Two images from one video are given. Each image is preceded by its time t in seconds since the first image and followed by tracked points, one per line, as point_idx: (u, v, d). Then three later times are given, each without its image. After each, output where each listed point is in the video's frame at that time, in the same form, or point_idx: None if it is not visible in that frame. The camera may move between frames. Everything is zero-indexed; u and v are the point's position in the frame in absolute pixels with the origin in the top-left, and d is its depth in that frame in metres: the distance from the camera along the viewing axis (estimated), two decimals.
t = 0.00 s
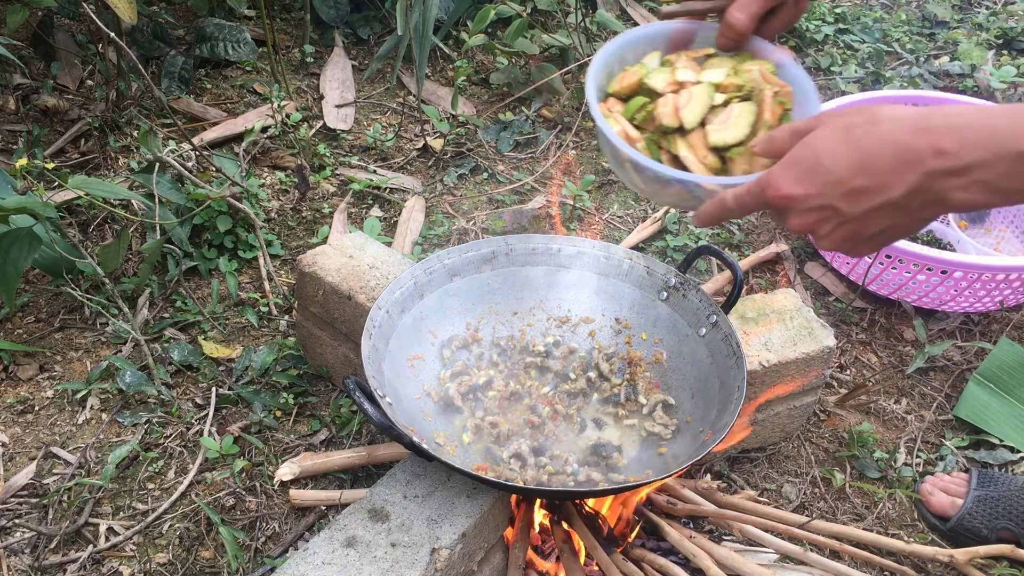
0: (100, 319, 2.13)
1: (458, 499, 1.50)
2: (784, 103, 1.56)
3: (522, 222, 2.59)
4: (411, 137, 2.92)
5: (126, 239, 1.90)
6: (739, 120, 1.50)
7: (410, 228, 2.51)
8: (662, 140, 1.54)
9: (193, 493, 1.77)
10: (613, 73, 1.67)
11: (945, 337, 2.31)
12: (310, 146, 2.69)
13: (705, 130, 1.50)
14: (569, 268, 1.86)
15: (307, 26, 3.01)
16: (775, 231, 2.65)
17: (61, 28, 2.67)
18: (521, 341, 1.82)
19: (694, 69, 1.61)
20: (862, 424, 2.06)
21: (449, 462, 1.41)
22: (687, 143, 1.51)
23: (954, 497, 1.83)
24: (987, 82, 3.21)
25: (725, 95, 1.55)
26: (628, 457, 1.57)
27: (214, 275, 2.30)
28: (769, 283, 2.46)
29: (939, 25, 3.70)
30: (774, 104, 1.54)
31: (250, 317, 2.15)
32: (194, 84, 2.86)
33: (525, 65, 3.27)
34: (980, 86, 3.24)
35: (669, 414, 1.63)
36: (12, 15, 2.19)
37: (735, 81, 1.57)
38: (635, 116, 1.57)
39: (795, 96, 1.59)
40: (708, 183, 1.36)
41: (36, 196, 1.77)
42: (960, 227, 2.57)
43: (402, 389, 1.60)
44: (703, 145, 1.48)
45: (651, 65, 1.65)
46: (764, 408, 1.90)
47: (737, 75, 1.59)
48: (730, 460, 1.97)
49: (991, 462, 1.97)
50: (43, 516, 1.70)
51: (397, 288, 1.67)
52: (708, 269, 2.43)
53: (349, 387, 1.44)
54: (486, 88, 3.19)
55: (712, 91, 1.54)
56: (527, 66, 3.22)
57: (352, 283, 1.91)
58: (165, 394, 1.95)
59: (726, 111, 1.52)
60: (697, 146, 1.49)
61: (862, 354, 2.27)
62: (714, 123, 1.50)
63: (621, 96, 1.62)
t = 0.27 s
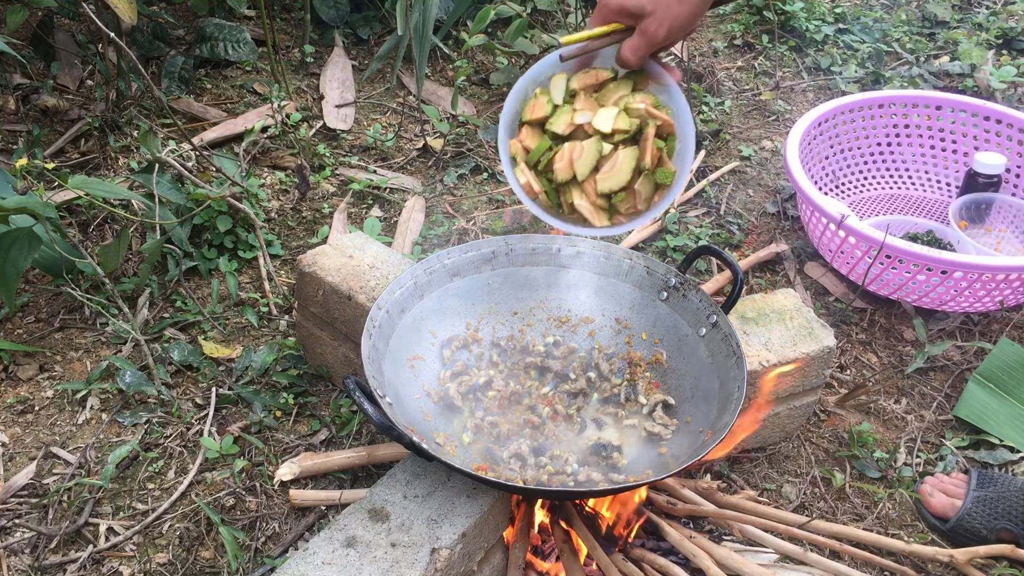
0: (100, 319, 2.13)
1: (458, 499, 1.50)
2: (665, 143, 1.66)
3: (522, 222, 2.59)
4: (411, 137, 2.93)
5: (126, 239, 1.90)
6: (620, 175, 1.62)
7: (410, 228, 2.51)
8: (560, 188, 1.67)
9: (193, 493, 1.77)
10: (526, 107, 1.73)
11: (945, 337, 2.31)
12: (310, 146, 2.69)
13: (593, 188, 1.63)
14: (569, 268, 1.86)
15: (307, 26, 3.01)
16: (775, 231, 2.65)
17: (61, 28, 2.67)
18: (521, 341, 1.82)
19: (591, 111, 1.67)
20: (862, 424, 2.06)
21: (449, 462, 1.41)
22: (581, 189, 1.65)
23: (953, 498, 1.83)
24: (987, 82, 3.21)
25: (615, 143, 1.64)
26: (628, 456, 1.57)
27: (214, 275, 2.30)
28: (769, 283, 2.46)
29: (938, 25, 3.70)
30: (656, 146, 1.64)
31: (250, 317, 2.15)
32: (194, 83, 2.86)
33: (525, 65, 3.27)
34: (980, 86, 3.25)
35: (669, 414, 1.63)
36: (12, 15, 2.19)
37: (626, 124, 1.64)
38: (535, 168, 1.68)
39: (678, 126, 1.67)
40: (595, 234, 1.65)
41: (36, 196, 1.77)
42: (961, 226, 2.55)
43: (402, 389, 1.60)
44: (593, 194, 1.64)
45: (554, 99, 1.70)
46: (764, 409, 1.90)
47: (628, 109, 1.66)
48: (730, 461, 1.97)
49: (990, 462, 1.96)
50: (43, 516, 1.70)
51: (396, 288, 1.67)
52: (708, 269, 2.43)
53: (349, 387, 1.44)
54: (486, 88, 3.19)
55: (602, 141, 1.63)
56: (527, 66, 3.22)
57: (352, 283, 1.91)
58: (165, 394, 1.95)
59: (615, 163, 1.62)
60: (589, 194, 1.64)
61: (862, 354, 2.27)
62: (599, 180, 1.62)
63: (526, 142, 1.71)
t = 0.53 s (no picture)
0: (100, 318, 2.13)
1: (458, 499, 1.50)
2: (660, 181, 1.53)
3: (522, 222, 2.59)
4: (411, 137, 2.92)
5: (126, 239, 1.90)
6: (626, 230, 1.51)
7: (410, 228, 2.51)
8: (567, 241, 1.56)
9: (193, 493, 1.77)
10: (517, 159, 1.59)
11: (945, 337, 2.31)
12: (310, 146, 2.69)
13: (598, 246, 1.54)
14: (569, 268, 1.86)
15: (307, 26, 3.01)
16: (775, 231, 2.65)
17: (61, 28, 2.67)
18: (521, 341, 1.82)
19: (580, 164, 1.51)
20: (862, 424, 2.06)
21: (449, 462, 1.40)
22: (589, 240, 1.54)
23: (954, 498, 1.82)
24: (987, 81, 3.21)
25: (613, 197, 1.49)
26: (628, 456, 1.57)
27: (214, 275, 2.30)
28: (769, 283, 2.46)
29: (938, 25, 3.70)
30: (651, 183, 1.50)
31: (250, 317, 2.15)
32: (194, 83, 2.86)
33: (525, 65, 3.27)
34: (980, 86, 3.24)
35: (669, 414, 1.63)
36: (12, 15, 2.19)
37: (620, 176, 1.47)
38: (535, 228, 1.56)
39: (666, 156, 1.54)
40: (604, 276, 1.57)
41: (36, 195, 1.77)
42: (961, 226, 2.55)
43: (402, 389, 1.60)
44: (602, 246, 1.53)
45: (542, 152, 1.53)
46: (764, 408, 1.90)
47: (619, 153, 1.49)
48: (730, 460, 1.97)
49: (991, 462, 1.96)
50: (42, 517, 1.70)
51: (396, 288, 1.67)
52: (708, 269, 2.42)
53: (348, 387, 1.44)
54: (486, 88, 3.19)
55: (601, 198, 1.48)
56: (527, 66, 3.21)
57: (352, 283, 1.91)
58: (165, 394, 1.95)
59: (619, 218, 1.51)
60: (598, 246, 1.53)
61: (862, 354, 2.27)
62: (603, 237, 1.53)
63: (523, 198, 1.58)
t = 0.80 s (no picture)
0: (100, 318, 2.13)
1: (458, 499, 1.50)
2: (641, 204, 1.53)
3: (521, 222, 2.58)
4: (411, 137, 2.92)
5: (126, 239, 1.90)
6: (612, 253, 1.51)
7: (410, 228, 2.51)
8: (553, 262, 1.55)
9: (193, 493, 1.77)
10: (505, 178, 1.57)
11: (945, 337, 2.31)
12: (310, 146, 2.69)
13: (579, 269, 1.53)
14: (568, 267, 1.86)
15: (307, 26, 3.01)
16: (775, 231, 2.65)
17: (61, 28, 2.67)
18: (521, 341, 1.82)
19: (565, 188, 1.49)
20: (862, 424, 2.06)
21: (450, 462, 1.41)
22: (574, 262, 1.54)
23: (954, 498, 1.82)
24: (987, 81, 3.21)
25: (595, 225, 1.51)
26: (628, 456, 1.57)
27: (214, 275, 2.30)
28: (769, 283, 2.46)
29: (939, 25, 3.70)
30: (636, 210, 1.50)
31: (250, 317, 2.15)
32: (194, 83, 2.86)
33: (525, 65, 3.27)
34: (980, 86, 3.24)
35: (669, 414, 1.63)
36: (12, 15, 2.19)
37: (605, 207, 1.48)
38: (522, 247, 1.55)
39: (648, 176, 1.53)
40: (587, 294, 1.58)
41: (36, 195, 1.77)
42: (960, 226, 2.55)
43: (402, 389, 1.60)
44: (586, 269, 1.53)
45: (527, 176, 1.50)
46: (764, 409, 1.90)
47: (604, 182, 1.48)
48: (730, 460, 1.97)
49: (991, 462, 1.96)
50: (42, 516, 1.70)
51: (396, 288, 1.67)
52: (709, 269, 2.42)
53: (349, 387, 1.44)
54: (486, 88, 3.19)
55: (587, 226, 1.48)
56: (527, 66, 3.21)
57: (352, 283, 1.91)
58: (165, 394, 1.95)
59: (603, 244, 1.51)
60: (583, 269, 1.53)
61: (862, 354, 2.27)
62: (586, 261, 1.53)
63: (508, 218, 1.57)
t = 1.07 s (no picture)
0: (100, 319, 2.13)
1: (458, 499, 1.50)
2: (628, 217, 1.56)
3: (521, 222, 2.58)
4: (411, 137, 2.92)
5: (126, 240, 1.90)
6: (600, 267, 1.52)
7: (410, 228, 2.51)
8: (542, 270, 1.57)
9: (193, 493, 1.77)
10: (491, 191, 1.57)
11: (945, 337, 2.31)
12: (310, 146, 2.69)
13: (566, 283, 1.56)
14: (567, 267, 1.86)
15: (307, 26, 3.01)
16: (775, 231, 2.65)
17: (61, 28, 2.67)
18: (521, 341, 1.83)
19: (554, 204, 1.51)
20: (862, 424, 2.06)
21: (450, 462, 1.41)
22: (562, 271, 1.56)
23: (954, 498, 1.82)
24: (987, 81, 3.21)
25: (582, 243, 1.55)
26: (628, 456, 1.57)
27: (214, 275, 2.30)
28: (769, 283, 2.46)
29: (939, 25, 3.70)
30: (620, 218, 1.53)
31: (250, 317, 2.15)
32: (194, 83, 2.86)
33: (525, 65, 3.27)
34: (980, 86, 3.24)
35: (669, 415, 1.63)
36: (12, 15, 2.19)
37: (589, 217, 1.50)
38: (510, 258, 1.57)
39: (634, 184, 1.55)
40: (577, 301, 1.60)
41: (36, 195, 1.77)
42: (961, 226, 2.55)
43: (402, 389, 1.60)
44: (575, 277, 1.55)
45: (513, 192, 1.50)
46: (765, 408, 1.90)
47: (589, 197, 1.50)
48: (730, 461, 1.97)
49: (991, 462, 1.96)
50: (42, 516, 1.70)
51: (396, 288, 1.67)
52: (709, 269, 2.42)
53: (348, 387, 1.44)
54: (486, 88, 3.19)
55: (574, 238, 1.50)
56: (527, 66, 3.21)
57: (352, 283, 1.91)
58: (166, 394, 1.95)
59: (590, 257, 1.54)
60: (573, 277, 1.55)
61: (862, 354, 2.27)
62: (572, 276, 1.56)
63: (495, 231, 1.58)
